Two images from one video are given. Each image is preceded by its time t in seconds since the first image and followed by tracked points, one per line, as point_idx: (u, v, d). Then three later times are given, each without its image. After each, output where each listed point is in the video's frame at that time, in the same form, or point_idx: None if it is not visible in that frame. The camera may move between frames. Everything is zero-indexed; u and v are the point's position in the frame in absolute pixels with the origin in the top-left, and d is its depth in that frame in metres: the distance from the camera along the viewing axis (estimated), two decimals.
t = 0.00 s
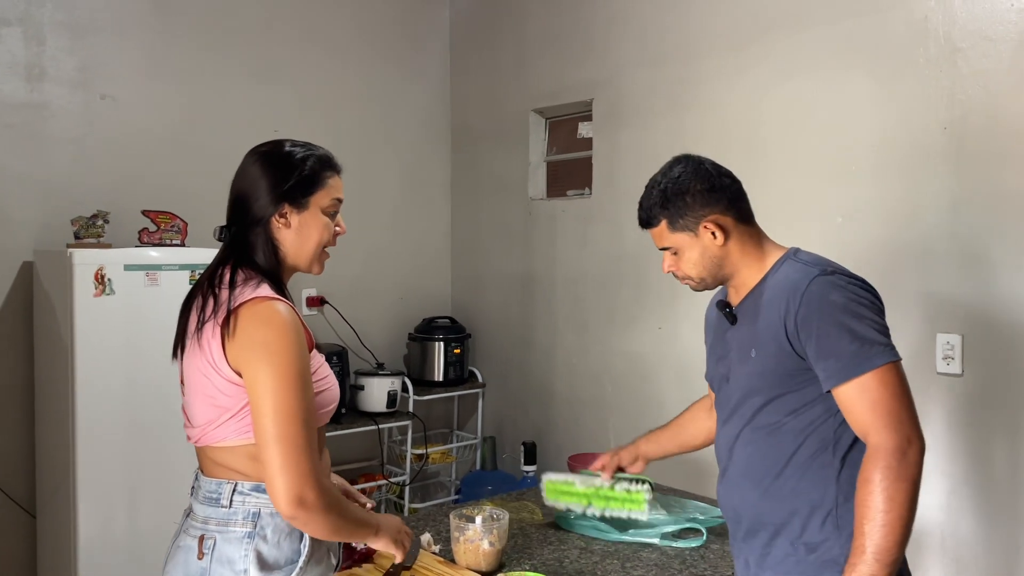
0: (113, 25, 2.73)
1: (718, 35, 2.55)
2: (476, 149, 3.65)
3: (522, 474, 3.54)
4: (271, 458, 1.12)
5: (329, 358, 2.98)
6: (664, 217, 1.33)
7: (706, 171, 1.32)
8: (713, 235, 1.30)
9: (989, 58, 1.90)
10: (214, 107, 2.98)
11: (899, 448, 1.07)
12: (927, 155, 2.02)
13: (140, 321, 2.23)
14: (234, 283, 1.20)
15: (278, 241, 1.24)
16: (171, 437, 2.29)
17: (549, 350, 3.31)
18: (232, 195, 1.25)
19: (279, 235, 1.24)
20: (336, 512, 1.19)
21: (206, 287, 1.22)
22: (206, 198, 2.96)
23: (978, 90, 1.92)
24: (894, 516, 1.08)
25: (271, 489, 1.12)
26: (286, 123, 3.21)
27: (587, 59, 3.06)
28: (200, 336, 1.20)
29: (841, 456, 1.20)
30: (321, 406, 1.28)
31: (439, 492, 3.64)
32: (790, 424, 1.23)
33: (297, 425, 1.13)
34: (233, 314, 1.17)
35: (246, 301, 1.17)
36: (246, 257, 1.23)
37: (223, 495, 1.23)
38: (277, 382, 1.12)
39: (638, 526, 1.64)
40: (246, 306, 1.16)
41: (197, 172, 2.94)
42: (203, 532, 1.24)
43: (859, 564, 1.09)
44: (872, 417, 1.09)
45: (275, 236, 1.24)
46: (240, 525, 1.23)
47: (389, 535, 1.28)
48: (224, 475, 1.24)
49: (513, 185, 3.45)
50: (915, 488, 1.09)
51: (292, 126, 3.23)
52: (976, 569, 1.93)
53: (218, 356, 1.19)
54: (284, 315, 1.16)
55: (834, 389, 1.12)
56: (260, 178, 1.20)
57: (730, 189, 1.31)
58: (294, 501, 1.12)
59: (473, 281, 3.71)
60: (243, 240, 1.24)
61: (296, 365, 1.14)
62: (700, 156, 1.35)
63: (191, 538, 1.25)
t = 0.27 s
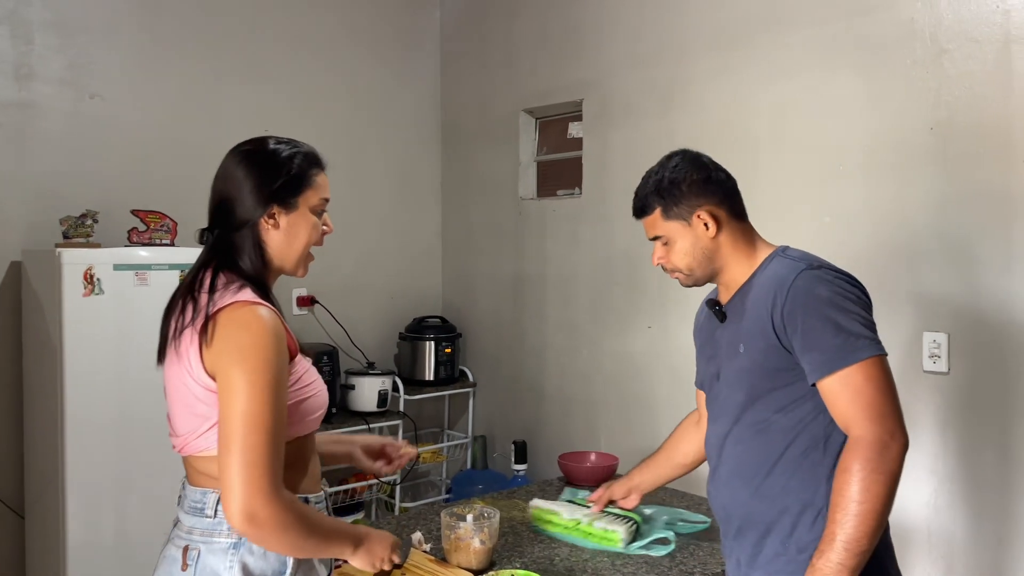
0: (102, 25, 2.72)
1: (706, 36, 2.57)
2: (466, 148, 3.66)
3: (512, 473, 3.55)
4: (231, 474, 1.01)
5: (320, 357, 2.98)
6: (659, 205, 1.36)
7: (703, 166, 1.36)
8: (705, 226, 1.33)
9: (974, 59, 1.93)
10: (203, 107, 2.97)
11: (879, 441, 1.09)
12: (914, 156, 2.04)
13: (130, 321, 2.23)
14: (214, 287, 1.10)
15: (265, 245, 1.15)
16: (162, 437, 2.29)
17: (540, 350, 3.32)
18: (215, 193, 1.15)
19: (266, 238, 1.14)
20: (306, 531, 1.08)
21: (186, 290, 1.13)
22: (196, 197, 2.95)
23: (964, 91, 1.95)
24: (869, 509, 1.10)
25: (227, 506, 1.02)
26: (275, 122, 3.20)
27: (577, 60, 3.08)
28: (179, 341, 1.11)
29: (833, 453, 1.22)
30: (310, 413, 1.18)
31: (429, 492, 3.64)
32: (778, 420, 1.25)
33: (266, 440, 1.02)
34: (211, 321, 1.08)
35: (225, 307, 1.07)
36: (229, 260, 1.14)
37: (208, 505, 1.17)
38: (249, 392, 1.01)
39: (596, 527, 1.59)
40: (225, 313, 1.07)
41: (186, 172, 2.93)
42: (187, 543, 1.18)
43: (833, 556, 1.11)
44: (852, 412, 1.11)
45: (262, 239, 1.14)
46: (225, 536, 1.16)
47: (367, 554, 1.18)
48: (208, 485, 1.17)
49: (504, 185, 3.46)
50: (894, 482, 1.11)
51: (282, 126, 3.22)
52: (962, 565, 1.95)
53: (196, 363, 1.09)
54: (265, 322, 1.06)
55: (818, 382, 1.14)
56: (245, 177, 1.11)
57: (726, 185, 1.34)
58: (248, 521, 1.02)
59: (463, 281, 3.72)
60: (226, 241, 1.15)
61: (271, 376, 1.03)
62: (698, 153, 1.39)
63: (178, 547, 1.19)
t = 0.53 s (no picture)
0: (92, 23, 2.71)
1: (698, 37, 2.58)
2: (459, 148, 3.66)
3: (505, 472, 3.56)
4: (206, 484, 0.95)
5: (312, 357, 2.98)
6: (688, 175, 1.37)
7: (740, 151, 1.38)
8: (728, 208, 1.34)
9: (963, 60, 1.95)
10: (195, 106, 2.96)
11: (867, 447, 1.10)
12: (904, 156, 2.06)
13: (122, 321, 2.22)
14: (196, 291, 1.07)
15: (252, 245, 1.12)
16: (154, 438, 2.28)
17: (533, 349, 3.33)
18: (195, 193, 1.12)
19: (253, 239, 1.11)
20: (290, 541, 1.03)
21: (167, 294, 1.09)
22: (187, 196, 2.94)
23: (952, 93, 1.96)
24: (856, 515, 1.11)
25: (200, 515, 0.96)
26: (267, 122, 3.19)
27: (569, 60, 3.08)
28: (161, 348, 1.08)
29: (825, 455, 1.22)
30: (294, 419, 1.13)
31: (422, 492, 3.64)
32: (770, 419, 1.25)
33: (243, 449, 0.96)
34: (190, 326, 1.03)
35: (204, 311, 1.03)
36: (212, 262, 1.10)
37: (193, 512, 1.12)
38: (226, 398, 0.96)
39: (561, 533, 1.53)
40: (204, 316, 1.02)
41: (177, 171, 2.92)
42: (173, 550, 1.14)
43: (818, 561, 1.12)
44: (844, 414, 1.12)
45: (249, 240, 1.11)
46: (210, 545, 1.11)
47: (357, 557, 1.12)
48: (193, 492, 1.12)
49: (496, 184, 3.46)
50: (882, 490, 1.11)
51: (274, 125, 3.21)
52: (952, 562, 1.97)
53: (176, 369, 1.05)
54: (247, 324, 1.02)
55: (812, 381, 1.15)
56: (229, 176, 1.07)
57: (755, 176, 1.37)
58: (223, 530, 0.96)
59: (456, 280, 3.72)
60: (209, 243, 1.11)
61: (252, 379, 0.98)
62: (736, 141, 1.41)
63: (164, 555, 1.15)
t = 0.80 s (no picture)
0: (83, 22, 2.69)
1: (692, 37, 2.59)
2: (452, 148, 3.66)
3: (498, 472, 3.56)
4: (195, 488, 0.94)
5: (305, 357, 2.97)
6: (712, 162, 1.35)
7: (768, 145, 1.36)
8: (747, 203, 1.33)
9: (956, 61, 1.96)
10: (187, 105, 2.95)
11: (867, 463, 1.10)
12: (897, 156, 2.07)
13: (115, 321, 2.21)
14: (188, 292, 1.06)
15: (248, 245, 1.11)
16: (146, 439, 2.27)
17: (526, 349, 3.33)
18: (190, 193, 1.11)
19: (249, 238, 1.11)
20: (281, 546, 1.02)
21: (160, 296, 1.09)
22: (179, 196, 2.93)
23: (945, 93, 1.98)
24: (855, 531, 1.11)
25: (190, 520, 0.96)
26: (260, 121, 3.18)
27: (563, 59, 3.09)
28: (153, 349, 1.08)
29: (823, 462, 1.21)
30: (288, 422, 1.13)
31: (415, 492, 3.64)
32: (769, 423, 1.24)
33: (233, 453, 0.96)
34: (180, 328, 1.03)
35: (194, 313, 1.03)
36: (207, 262, 1.10)
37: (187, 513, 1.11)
38: (216, 403, 0.95)
39: (558, 531, 1.54)
40: (195, 318, 1.02)
41: (170, 171, 2.90)
42: (168, 550, 1.13)
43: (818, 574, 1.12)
44: (846, 425, 1.12)
45: (245, 239, 1.11)
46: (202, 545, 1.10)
47: (352, 560, 1.11)
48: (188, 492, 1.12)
49: (490, 184, 3.46)
50: (880, 504, 1.11)
51: (267, 124, 3.20)
52: (944, 560, 1.98)
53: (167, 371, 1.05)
54: (237, 325, 1.01)
55: (815, 390, 1.15)
56: (223, 176, 1.07)
57: (779, 173, 1.35)
58: (212, 535, 0.95)
59: (449, 280, 3.71)
60: (203, 243, 1.11)
61: (241, 383, 0.98)
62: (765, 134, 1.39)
63: (159, 554, 1.15)
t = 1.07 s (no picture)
0: (74, 19, 2.66)
1: (685, 37, 2.59)
2: (445, 146, 3.65)
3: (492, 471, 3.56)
4: (196, 487, 0.94)
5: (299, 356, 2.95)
6: (721, 157, 1.34)
7: (778, 141, 1.34)
8: (756, 200, 1.32)
9: (949, 60, 1.97)
10: (178, 103, 2.93)
11: (863, 471, 1.09)
12: (891, 155, 2.08)
13: (107, 320, 2.19)
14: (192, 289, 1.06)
15: (254, 242, 1.10)
16: (139, 439, 2.25)
17: (520, 348, 3.33)
18: (195, 190, 1.10)
19: (254, 236, 1.10)
20: (280, 547, 1.00)
21: (163, 293, 1.08)
22: (171, 194, 2.91)
23: (938, 92, 1.99)
24: (850, 541, 1.10)
25: (189, 518, 0.95)
26: (252, 119, 3.16)
27: (557, 58, 3.08)
28: (156, 346, 1.07)
29: (819, 466, 1.20)
30: (291, 421, 1.12)
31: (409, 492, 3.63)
32: (767, 424, 1.24)
33: (235, 452, 0.95)
34: (184, 325, 1.02)
35: (197, 310, 1.02)
36: (211, 259, 1.09)
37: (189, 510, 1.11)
38: (217, 400, 0.95)
39: (557, 529, 1.53)
40: (197, 315, 1.01)
41: (161, 169, 2.88)
42: (170, 546, 1.13)
43: None
44: (842, 431, 1.11)
45: (251, 237, 1.10)
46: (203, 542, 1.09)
47: (355, 562, 1.09)
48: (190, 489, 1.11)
49: (483, 183, 3.45)
50: (875, 512, 1.11)
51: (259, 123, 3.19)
52: (938, 557, 1.99)
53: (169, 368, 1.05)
54: (239, 323, 1.00)
55: (813, 395, 1.14)
56: (229, 173, 1.06)
57: (789, 169, 1.34)
58: (212, 534, 0.94)
59: (442, 279, 3.70)
60: (207, 240, 1.10)
61: (242, 381, 0.97)
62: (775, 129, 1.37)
63: (162, 550, 1.14)
